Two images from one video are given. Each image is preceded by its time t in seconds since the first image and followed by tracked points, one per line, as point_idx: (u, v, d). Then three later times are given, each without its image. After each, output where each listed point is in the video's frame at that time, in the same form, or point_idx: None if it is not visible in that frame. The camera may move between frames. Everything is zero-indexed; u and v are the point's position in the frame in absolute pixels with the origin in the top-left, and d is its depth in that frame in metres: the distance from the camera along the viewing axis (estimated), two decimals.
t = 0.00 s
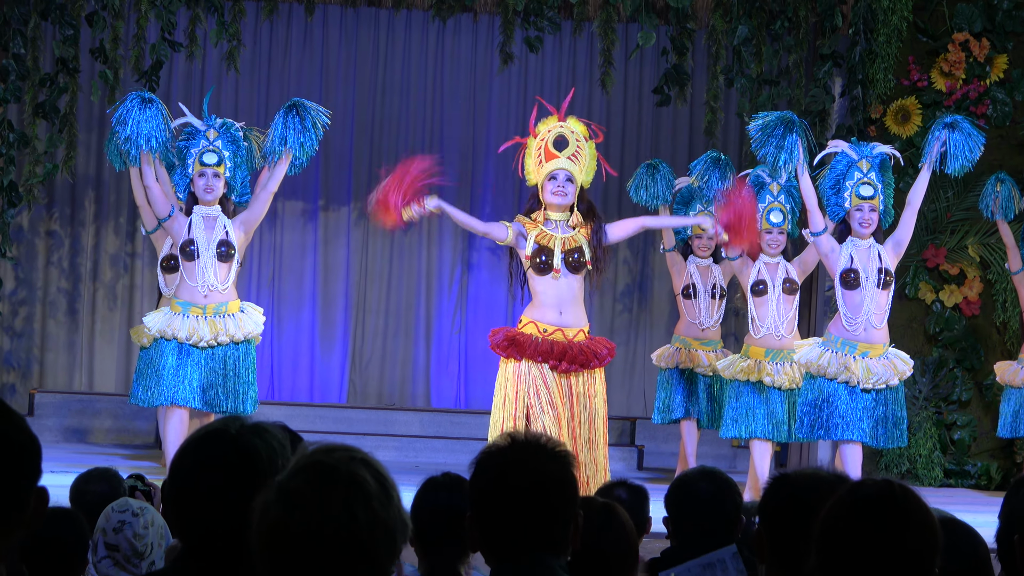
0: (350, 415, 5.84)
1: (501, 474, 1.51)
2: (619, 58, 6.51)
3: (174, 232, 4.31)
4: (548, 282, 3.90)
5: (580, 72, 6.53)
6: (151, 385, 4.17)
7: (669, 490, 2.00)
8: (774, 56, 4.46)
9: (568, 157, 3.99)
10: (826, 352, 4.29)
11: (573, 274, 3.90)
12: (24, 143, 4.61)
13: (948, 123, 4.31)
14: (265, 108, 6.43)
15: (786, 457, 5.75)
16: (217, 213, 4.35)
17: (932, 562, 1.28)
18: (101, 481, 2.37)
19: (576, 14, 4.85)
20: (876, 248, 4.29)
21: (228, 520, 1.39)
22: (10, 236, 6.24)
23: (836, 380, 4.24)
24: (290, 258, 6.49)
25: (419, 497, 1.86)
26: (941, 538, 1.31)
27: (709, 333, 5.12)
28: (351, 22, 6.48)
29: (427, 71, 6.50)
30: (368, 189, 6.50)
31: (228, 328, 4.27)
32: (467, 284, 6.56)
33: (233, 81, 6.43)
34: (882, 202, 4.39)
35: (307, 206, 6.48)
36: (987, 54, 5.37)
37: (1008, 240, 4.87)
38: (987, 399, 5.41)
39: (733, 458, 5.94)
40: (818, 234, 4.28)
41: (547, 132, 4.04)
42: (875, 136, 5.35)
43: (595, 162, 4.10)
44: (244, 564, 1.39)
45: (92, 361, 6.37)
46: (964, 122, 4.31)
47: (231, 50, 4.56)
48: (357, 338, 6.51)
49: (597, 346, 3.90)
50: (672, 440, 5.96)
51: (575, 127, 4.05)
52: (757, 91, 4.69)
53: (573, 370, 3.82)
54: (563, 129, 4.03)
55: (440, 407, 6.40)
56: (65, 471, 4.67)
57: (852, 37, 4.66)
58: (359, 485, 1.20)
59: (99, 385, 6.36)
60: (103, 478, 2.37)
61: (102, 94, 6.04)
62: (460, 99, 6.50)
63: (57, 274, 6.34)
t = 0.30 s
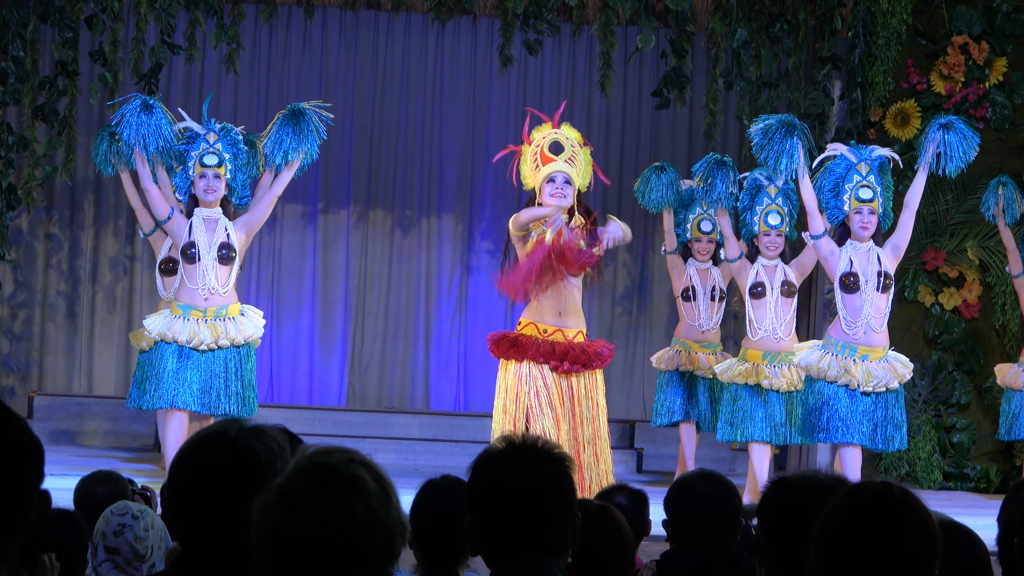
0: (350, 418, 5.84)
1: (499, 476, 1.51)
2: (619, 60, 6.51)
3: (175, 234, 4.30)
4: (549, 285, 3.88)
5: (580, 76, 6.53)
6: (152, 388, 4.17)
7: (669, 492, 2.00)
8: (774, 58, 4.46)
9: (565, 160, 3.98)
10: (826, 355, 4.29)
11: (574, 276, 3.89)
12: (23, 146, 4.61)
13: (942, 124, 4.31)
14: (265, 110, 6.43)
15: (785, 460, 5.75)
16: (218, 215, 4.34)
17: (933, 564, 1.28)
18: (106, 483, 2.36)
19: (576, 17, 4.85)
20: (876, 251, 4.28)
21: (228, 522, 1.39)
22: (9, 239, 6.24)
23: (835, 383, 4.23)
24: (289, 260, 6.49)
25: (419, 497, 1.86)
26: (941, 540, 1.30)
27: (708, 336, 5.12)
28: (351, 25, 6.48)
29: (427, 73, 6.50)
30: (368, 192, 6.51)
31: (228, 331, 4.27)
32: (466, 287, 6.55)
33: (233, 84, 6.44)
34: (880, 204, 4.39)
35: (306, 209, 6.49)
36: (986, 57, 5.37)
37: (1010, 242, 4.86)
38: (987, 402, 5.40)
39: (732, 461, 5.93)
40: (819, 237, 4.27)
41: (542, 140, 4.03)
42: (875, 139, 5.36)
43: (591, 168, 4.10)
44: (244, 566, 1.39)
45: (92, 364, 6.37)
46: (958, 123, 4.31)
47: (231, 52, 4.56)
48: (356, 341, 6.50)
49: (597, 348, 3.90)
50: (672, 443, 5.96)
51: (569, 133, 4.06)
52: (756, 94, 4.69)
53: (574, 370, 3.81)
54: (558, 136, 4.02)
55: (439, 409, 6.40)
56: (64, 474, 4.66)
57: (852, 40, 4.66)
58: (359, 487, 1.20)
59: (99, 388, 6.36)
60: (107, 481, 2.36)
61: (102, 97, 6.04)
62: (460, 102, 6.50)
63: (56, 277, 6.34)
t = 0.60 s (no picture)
0: (349, 419, 5.84)
1: (497, 477, 1.50)
2: (618, 62, 6.52)
3: (175, 235, 4.30)
4: (549, 284, 3.88)
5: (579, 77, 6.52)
6: (151, 389, 4.17)
7: (667, 493, 1.99)
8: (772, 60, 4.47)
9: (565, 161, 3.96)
10: (826, 357, 4.28)
11: (573, 276, 3.89)
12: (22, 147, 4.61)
13: (939, 124, 4.31)
14: (264, 112, 6.44)
15: (784, 462, 5.74)
16: (218, 215, 4.33)
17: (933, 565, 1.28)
18: (109, 484, 2.35)
19: (575, 19, 4.85)
20: (876, 253, 4.28)
21: (227, 523, 1.39)
22: (8, 241, 6.24)
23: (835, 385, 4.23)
24: (288, 262, 6.49)
25: (419, 495, 1.86)
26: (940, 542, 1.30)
27: (708, 337, 5.12)
28: (350, 27, 6.48)
29: (426, 75, 6.50)
30: (366, 193, 6.51)
31: (228, 333, 4.27)
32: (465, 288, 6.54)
33: (232, 86, 6.44)
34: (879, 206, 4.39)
35: (305, 210, 6.49)
36: (985, 59, 5.36)
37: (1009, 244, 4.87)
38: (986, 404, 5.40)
39: (731, 462, 5.93)
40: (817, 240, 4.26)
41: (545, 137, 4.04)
42: (873, 141, 5.37)
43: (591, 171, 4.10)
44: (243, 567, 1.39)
45: (91, 365, 6.37)
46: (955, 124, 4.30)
47: (230, 53, 4.56)
48: (355, 342, 6.50)
49: (595, 350, 3.90)
50: (671, 445, 5.96)
51: (571, 131, 4.06)
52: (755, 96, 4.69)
53: (570, 372, 3.80)
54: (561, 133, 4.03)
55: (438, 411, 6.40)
56: (62, 475, 4.66)
57: (851, 42, 4.67)
58: (357, 487, 1.20)
59: (97, 390, 6.36)
60: (110, 482, 2.35)
61: (101, 99, 6.05)
62: (459, 103, 6.50)
63: (55, 278, 6.34)
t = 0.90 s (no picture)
0: (348, 419, 5.84)
1: (497, 476, 1.50)
2: (617, 63, 6.53)
3: (173, 240, 4.31)
4: (548, 285, 3.87)
5: (579, 78, 6.52)
6: (150, 389, 4.17)
7: (667, 493, 1.99)
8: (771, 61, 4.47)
9: (566, 162, 3.97)
10: (825, 358, 4.28)
11: (572, 278, 3.87)
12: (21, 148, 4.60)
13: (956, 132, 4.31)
14: (263, 112, 6.44)
15: (783, 462, 5.74)
16: (215, 215, 4.34)
17: (928, 565, 1.28)
18: (114, 486, 2.35)
19: (574, 19, 4.84)
20: (876, 254, 4.28)
21: (227, 524, 1.39)
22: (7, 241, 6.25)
23: (834, 385, 4.23)
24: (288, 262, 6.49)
25: (419, 495, 1.86)
26: (935, 541, 1.30)
27: (708, 337, 5.12)
28: (349, 28, 6.48)
29: (424, 75, 6.50)
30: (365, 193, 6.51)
31: (226, 333, 4.27)
32: (464, 288, 6.54)
33: (231, 87, 6.44)
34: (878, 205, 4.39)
35: (304, 211, 6.49)
36: (985, 59, 5.36)
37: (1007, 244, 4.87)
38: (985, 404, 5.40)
39: (730, 463, 5.93)
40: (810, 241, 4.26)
41: (549, 136, 4.04)
42: (872, 141, 5.38)
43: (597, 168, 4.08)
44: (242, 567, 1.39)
45: (90, 365, 6.37)
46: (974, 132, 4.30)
47: (229, 54, 4.56)
48: (354, 343, 6.51)
49: (595, 350, 3.89)
50: (670, 445, 5.96)
51: (577, 128, 4.05)
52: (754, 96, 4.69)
53: (570, 373, 3.80)
54: (566, 131, 4.03)
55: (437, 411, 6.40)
56: (62, 476, 4.66)
57: (850, 42, 4.67)
58: (355, 488, 1.20)
59: (97, 391, 6.36)
60: (116, 483, 2.35)
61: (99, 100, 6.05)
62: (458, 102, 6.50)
63: (54, 279, 6.34)
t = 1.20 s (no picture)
0: (348, 418, 5.84)
1: (497, 474, 1.51)
2: (616, 61, 6.52)
3: (168, 241, 4.30)
4: (548, 286, 3.86)
5: (578, 76, 6.51)
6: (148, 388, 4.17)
7: (666, 493, 1.99)
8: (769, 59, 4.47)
9: (564, 160, 3.97)
10: (822, 356, 4.30)
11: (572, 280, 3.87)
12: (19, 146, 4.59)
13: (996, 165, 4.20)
14: (262, 111, 6.44)
15: (783, 459, 5.75)
16: (212, 214, 4.34)
17: (926, 563, 1.28)
18: (115, 484, 2.34)
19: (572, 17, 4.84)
20: (874, 252, 4.28)
21: (225, 523, 1.39)
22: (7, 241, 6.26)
23: (831, 384, 4.25)
24: (287, 260, 6.49)
25: (418, 493, 1.86)
26: (933, 540, 1.30)
27: (707, 335, 5.14)
28: (348, 26, 6.47)
29: (422, 73, 6.50)
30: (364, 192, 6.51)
31: (224, 331, 4.27)
32: (463, 287, 6.54)
33: (230, 85, 6.44)
34: (877, 204, 4.38)
35: (303, 209, 6.50)
36: (983, 57, 5.37)
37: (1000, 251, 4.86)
38: (984, 402, 5.40)
39: (729, 460, 5.94)
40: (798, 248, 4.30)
41: (552, 131, 4.04)
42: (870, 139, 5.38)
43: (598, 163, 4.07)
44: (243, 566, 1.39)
45: (89, 364, 6.37)
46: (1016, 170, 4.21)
47: (228, 52, 4.55)
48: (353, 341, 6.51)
49: (596, 349, 3.88)
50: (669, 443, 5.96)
51: (579, 124, 4.05)
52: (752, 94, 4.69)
53: (572, 371, 3.80)
54: (567, 127, 4.03)
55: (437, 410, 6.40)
56: (61, 474, 4.66)
57: (848, 40, 4.67)
58: (353, 486, 1.20)
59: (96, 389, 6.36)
60: (116, 481, 2.35)
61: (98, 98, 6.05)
62: (457, 100, 6.50)
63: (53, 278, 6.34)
